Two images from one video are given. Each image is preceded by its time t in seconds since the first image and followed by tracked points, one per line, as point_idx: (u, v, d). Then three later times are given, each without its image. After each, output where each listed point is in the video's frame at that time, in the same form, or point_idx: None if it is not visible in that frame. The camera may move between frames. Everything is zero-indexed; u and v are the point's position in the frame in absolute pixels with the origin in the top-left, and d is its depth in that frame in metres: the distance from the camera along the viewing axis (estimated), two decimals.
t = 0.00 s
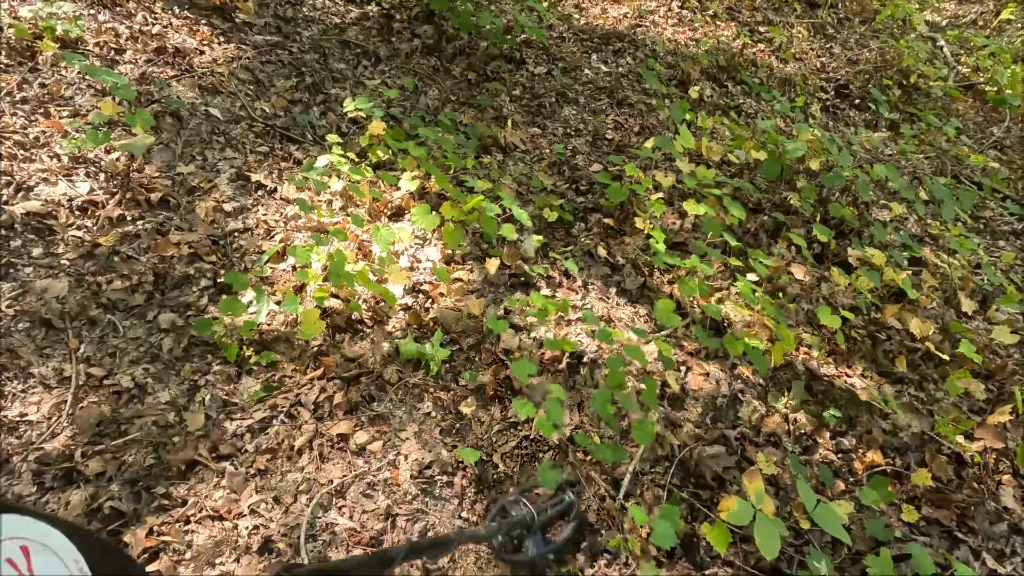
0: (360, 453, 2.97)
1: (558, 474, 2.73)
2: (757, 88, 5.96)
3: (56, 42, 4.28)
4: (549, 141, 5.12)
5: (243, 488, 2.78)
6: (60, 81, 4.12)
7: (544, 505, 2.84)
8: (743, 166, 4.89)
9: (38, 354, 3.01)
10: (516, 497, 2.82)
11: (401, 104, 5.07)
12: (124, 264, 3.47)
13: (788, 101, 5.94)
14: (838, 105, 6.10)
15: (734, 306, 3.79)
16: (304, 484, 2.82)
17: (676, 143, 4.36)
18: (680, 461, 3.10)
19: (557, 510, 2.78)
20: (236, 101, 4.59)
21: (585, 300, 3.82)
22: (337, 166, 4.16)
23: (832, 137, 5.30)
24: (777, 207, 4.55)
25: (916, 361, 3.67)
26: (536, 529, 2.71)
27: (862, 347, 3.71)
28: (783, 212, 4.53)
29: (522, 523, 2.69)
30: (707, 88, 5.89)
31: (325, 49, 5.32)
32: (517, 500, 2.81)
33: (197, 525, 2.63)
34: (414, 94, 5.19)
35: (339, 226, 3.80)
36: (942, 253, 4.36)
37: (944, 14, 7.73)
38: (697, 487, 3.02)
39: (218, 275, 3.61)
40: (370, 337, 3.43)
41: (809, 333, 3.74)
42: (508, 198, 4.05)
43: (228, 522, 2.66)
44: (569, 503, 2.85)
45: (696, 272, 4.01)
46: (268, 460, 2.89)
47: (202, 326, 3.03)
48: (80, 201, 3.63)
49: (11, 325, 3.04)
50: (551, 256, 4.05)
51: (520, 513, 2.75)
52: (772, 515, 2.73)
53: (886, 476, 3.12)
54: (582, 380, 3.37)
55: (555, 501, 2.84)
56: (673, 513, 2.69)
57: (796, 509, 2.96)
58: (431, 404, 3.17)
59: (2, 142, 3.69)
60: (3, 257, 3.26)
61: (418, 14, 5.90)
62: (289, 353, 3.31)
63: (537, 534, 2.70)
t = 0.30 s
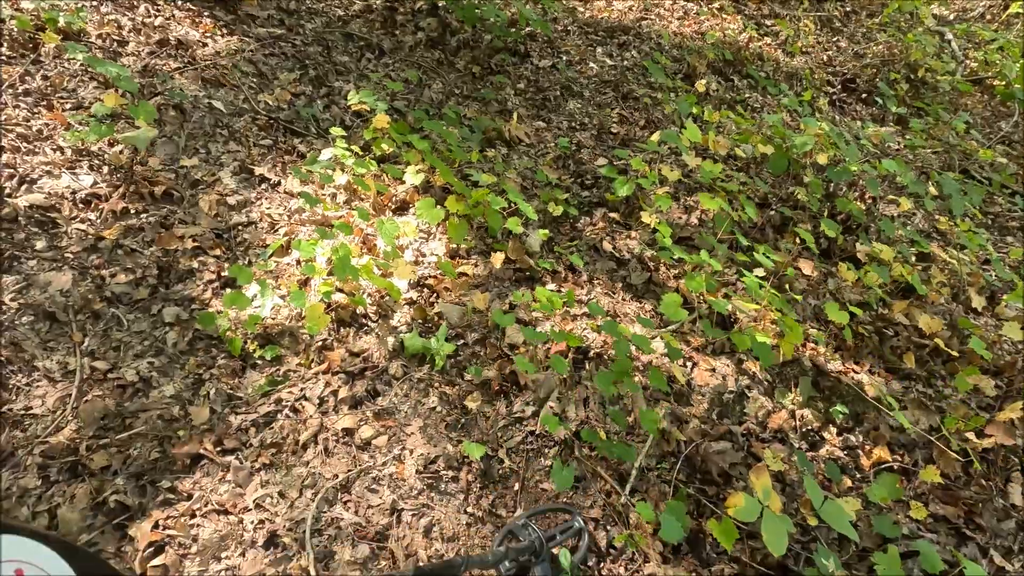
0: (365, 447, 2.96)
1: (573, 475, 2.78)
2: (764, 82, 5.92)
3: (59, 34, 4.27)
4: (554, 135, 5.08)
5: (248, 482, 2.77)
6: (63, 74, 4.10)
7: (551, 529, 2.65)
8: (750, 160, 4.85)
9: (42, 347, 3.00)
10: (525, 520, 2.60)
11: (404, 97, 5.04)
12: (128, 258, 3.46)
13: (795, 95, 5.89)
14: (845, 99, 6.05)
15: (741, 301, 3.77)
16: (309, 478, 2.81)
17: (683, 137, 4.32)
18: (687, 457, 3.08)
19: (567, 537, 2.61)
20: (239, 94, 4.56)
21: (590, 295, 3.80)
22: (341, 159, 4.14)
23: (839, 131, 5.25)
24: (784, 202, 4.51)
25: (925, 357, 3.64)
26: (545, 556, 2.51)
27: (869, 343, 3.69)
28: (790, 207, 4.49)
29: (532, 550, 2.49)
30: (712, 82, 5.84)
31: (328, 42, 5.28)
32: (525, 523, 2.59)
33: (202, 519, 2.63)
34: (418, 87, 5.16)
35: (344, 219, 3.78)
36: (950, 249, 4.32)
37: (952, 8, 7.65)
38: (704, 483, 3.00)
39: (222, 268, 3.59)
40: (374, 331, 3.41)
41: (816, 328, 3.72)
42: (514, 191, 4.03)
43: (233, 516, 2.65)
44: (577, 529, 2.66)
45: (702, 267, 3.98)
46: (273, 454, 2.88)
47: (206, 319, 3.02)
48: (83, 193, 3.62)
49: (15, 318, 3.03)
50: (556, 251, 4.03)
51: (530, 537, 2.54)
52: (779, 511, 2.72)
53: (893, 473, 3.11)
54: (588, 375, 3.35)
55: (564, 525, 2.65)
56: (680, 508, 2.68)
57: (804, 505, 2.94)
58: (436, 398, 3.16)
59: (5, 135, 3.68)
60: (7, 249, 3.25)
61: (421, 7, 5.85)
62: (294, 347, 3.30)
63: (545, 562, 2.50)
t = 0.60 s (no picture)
0: (372, 436, 2.95)
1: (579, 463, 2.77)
2: (770, 74, 5.87)
3: (64, 24, 4.28)
4: (560, 127, 5.06)
5: (256, 469, 2.77)
6: (68, 63, 4.09)
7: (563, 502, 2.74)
8: (758, 152, 4.82)
9: (51, 335, 3.00)
10: (535, 492, 2.70)
11: (410, 88, 5.01)
12: (135, 246, 3.45)
13: (803, 87, 5.84)
14: (852, 91, 6.00)
15: (750, 292, 3.75)
16: (317, 466, 2.81)
17: (691, 127, 4.29)
18: (694, 446, 3.08)
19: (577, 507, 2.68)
20: (244, 84, 4.54)
21: (598, 285, 3.79)
22: (347, 149, 4.12)
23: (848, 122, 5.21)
24: (792, 193, 4.48)
25: (933, 349, 3.63)
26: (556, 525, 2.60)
27: (877, 334, 3.67)
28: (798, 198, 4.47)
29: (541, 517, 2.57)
30: (719, 74, 5.80)
31: (333, 32, 5.25)
32: (536, 495, 2.69)
33: (211, 506, 2.63)
34: (423, 78, 5.13)
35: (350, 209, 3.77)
36: (959, 241, 4.29)
37: (960, 1, 7.59)
38: (712, 473, 2.99)
39: (228, 257, 3.58)
40: (381, 320, 3.40)
41: (824, 319, 3.70)
42: (520, 181, 4.00)
43: (242, 503, 2.66)
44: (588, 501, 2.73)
45: (710, 258, 3.96)
46: (281, 443, 2.88)
47: (213, 307, 3.01)
48: (89, 182, 3.61)
49: (23, 306, 3.03)
50: (563, 241, 4.01)
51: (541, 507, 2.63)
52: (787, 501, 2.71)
53: (902, 464, 3.10)
54: (595, 365, 3.34)
55: (575, 497, 2.74)
56: (688, 497, 2.67)
57: (812, 495, 2.94)
58: (443, 387, 3.15)
59: (11, 124, 3.67)
60: (15, 238, 3.25)
61: None
62: (301, 336, 3.29)
63: (557, 530, 2.58)
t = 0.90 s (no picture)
0: (382, 427, 2.97)
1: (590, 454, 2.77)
2: (777, 68, 5.86)
3: (72, 16, 4.29)
4: (566, 120, 5.05)
5: (267, 459, 2.79)
6: (76, 56, 4.09)
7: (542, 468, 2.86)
8: (765, 145, 4.81)
9: (63, 326, 3.02)
10: (515, 461, 2.81)
11: (416, 81, 5.01)
12: (144, 238, 3.47)
13: (809, 81, 5.82)
14: (859, 86, 5.98)
15: (757, 285, 3.75)
16: (328, 456, 2.83)
17: (698, 120, 4.28)
18: (702, 438, 3.09)
19: (555, 475, 2.79)
20: (251, 77, 4.54)
21: (605, 278, 3.79)
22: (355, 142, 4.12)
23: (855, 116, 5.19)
24: (799, 187, 4.48)
25: (940, 343, 3.63)
26: (536, 493, 2.73)
27: (885, 328, 3.68)
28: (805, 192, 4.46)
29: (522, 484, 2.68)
30: (725, 68, 5.78)
31: (339, 26, 5.25)
32: (516, 464, 2.81)
33: (224, 495, 2.66)
34: (429, 71, 5.13)
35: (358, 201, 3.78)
36: (967, 235, 4.29)
37: None
38: (720, 465, 3.01)
39: (237, 249, 3.60)
40: (390, 312, 3.41)
41: (831, 312, 3.70)
42: (528, 174, 4.00)
43: (253, 492, 2.68)
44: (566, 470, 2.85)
45: (717, 252, 3.97)
46: (292, 433, 2.90)
47: (224, 298, 3.03)
48: (98, 174, 3.62)
49: (35, 298, 3.05)
50: (570, 234, 4.02)
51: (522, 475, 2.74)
52: (795, 491, 2.72)
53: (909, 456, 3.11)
54: (604, 357, 3.35)
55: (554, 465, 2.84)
56: (697, 488, 2.68)
57: (820, 487, 2.95)
58: (452, 379, 3.17)
59: (20, 116, 3.68)
60: (26, 230, 3.27)
61: None
62: (311, 327, 3.31)
63: (536, 497, 2.71)
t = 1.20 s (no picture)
0: (385, 421, 2.99)
1: (589, 447, 2.84)
2: (779, 64, 5.85)
3: (75, 12, 4.29)
4: (568, 117, 5.05)
5: (271, 453, 2.82)
6: (79, 51, 4.10)
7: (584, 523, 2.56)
8: (767, 142, 4.81)
9: (67, 320, 3.04)
10: (554, 515, 2.54)
11: (418, 77, 5.01)
12: (148, 233, 3.49)
13: (811, 78, 5.82)
14: (861, 82, 5.97)
15: (758, 281, 3.76)
16: (330, 450, 2.86)
17: (700, 117, 4.28)
18: (702, 434, 3.11)
19: (596, 531, 2.49)
20: (254, 73, 4.56)
21: (606, 274, 3.81)
22: (357, 139, 4.14)
23: (857, 112, 5.18)
24: (800, 184, 4.48)
25: (941, 339, 3.65)
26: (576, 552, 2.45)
27: (885, 324, 3.69)
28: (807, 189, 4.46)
29: (560, 541, 2.41)
30: (727, 64, 5.78)
31: (341, 22, 5.25)
32: (554, 519, 2.54)
33: (227, 488, 2.68)
34: (431, 68, 5.13)
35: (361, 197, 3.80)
36: (968, 232, 4.30)
37: None
38: (719, 460, 3.03)
39: (240, 244, 3.61)
40: (392, 308, 3.44)
41: (831, 309, 3.71)
42: (530, 170, 4.01)
43: (257, 485, 2.71)
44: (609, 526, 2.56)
45: (718, 248, 3.98)
46: (295, 426, 2.93)
47: (227, 293, 3.05)
48: (102, 170, 3.64)
49: (39, 292, 3.07)
50: (571, 230, 4.03)
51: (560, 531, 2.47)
52: (794, 486, 2.74)
53: (907, 452, 3.13)
54: (604, 352, 3.36)
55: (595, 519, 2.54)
56: (697, 483, 2.70)
57: (819, 482, 2.97)
58: (454, 374, 3.19)
59: (24, 112, 3.69)
60: (30, 225, 3.28)
61: None
62: (313, 322, 3.33)
63: (576, 556, 2.43)
